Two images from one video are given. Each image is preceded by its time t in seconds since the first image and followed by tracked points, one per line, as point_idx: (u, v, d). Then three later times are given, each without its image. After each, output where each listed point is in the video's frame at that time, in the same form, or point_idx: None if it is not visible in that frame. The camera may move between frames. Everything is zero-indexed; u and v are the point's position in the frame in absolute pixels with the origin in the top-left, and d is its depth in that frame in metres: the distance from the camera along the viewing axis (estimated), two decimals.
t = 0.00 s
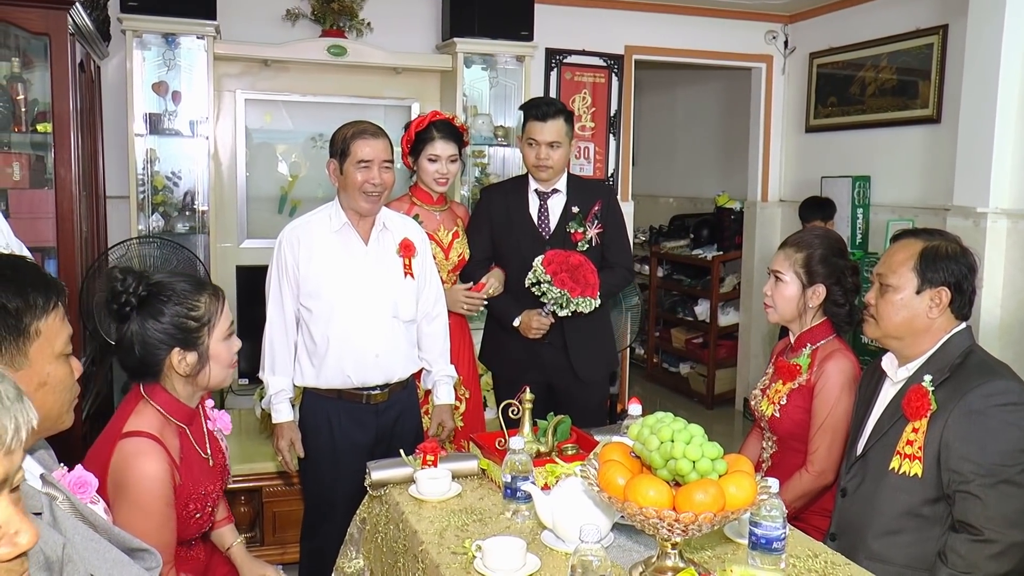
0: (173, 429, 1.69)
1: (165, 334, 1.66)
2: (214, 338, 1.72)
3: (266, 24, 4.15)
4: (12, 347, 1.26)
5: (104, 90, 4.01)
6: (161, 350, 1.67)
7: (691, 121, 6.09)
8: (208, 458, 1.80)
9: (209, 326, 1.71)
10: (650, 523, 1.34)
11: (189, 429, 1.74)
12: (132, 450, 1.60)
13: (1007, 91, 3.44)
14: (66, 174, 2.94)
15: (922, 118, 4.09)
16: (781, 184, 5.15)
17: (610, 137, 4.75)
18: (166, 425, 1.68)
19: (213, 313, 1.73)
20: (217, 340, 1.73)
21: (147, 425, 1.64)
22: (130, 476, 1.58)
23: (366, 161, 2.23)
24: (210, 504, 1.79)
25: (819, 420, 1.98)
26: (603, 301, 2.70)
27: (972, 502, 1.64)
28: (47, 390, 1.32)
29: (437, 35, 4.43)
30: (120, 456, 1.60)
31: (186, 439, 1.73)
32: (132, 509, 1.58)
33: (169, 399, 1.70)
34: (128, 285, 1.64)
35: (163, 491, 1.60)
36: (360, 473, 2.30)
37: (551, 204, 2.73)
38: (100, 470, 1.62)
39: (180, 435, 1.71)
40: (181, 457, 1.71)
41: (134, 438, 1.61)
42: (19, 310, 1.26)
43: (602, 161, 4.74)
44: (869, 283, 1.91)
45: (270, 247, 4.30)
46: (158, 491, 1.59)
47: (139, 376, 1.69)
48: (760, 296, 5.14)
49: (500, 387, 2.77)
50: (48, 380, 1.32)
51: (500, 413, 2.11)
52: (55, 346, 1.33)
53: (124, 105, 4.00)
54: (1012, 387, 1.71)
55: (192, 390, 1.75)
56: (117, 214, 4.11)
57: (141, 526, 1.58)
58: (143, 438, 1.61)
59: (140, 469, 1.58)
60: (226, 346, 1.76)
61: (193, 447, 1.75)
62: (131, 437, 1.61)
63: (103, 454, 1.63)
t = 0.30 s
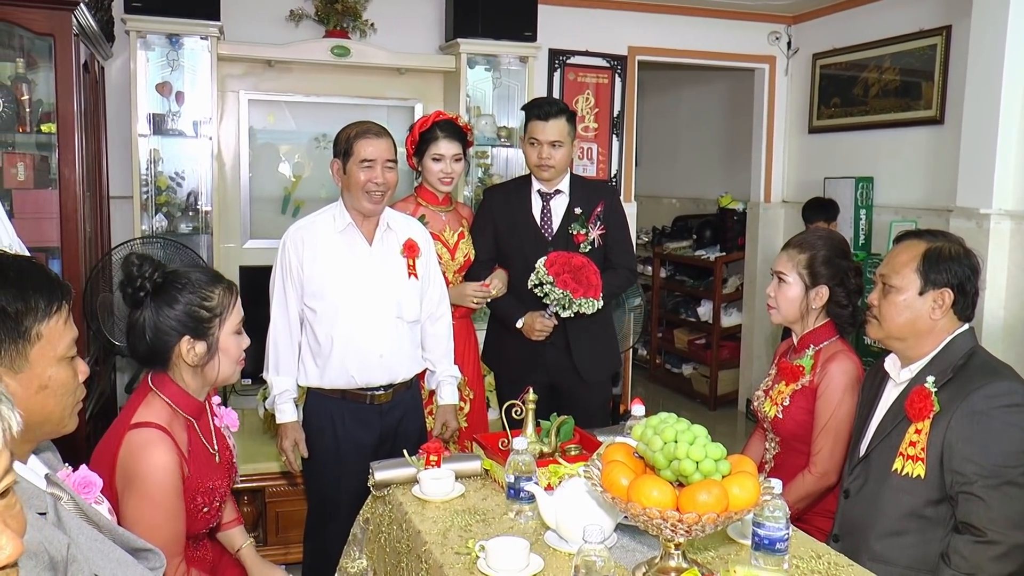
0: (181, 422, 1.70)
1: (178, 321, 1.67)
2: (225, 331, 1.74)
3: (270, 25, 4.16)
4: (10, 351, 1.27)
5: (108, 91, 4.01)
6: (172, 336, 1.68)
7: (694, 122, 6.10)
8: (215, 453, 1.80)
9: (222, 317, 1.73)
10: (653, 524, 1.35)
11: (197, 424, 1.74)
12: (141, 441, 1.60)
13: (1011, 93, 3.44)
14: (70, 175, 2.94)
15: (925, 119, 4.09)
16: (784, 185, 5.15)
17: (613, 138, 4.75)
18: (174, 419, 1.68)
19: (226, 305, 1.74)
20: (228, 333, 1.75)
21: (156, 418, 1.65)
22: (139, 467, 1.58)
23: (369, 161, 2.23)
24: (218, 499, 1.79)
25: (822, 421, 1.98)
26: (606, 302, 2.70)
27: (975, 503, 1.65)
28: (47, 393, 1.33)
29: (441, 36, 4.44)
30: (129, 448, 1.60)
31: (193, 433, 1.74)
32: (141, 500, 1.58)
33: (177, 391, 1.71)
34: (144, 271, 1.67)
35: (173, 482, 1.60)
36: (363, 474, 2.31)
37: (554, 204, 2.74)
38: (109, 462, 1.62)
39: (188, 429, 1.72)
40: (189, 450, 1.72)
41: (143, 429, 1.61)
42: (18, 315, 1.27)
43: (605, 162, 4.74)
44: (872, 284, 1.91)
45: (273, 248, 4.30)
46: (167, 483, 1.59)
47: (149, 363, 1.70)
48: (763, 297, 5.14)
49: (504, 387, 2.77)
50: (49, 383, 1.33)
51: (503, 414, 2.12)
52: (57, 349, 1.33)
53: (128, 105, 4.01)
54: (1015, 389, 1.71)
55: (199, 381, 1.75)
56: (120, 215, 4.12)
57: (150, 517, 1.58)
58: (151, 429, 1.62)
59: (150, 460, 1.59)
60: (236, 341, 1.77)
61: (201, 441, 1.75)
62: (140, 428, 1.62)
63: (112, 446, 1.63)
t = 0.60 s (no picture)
0: (170, 415, 1.71)
1: (150, 309, 1.69)
2: (198, 327, 1.71)
3: (273, 26, 4.17)
4: (28, 353, 1.27)
5: (112, 91, 4.02)
6: (147, 324, 1.70)
7: (698, 123, 6.09)
8: (207, 448, 1.81)
9: (194, 312, 1.70)
10: (658, 525, 1.35)
11: (187, 418, 1.75)
12: (130, 434, 1.61)
13: (1015, 94, 3.43)
14: (74, 175, 2.95)
15: (929, 121, 4.09)
16: (787, 187, 5.15)
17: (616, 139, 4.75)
18: (163, 412, 1.69)
19: (202, 302, 1.71)
20: (200, 330, 1.71)
21: (144, 411, 1.66)
22: (128, 459, 1.59)
23: (370, 160, 2.23)
24: (211, 493, 1.80)
25: (825, 423, 1.98)
26: (611, 303, 2.70)
27: (980, 506, 1.65)
28: (61, 390, 1.34)
29: (444, 37, 4.44)
30: (118, 441, 1.61)
31: (184, 427, 1.74)
32: (133, 491, 1.59)
33: (165, 385, 1.72)
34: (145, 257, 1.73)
35: (162, 473, 1.61)
36: (367, 474, 2.31)
37: (559, 205, 2.74)
38: (100, 456, 1.63)
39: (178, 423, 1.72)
40: (180, 444, 1.72)
41: (132, 421, 1.63)
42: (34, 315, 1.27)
43: (608, 163, 4.74)
44: (876, 286, 1.91)
45: (276, 248, 4.31)
46: (156, 473, 1.60)
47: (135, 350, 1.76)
48: (765, 299, 5.13)
49: (508, 388, 2.77)
50: (61, 382, 1.33)
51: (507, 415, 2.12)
52: (68, 347, 1.34)
53: (131, 105, 4.02)
54: (1020, 391, 1.70)
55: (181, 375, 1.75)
56: (124, 215, 4.13)
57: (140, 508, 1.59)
58: (141, 421, 1.63)
59: (138, 452, 1.59)
60: (210, 339, 1.73)
61: (192, 435, 1.76)
62: (128, 420, 1.63)
63: (101, 441, 1.64)
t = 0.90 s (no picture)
0: (156, 405, 1.71)
1: (121, 308, 1.69)
2: (164, 328, 1.70)
3: (276, 25, 4.17)
4: (32, 351, 1.28)
5: (114, 90, 4.03)
6: (119, 320, 1.71)
7: (700, 123, 6.09)
8: (194, 440, 1.82)
9: (161, 313, 1.69)
10: (661, 525, 1.35)
11: (174, 408, 1.75)
12: (117, 424, 1.62)
13: (1018, 94, 3.43)
14: (76, 173, 2.96)
15: (931, 120, 4.08)
16: (790, 187, 5.14)
17: (619, 139, 4.75)
18: (148, 402, 1.70)
19: (171, 303, 1.70)
20: (166, 331, 1.70)
21: (130, 402, 1.67)
22: (117, 449, 1.60)
23: (369, 157, 2.23)
24: (202, 482, 1.80)
25: (828, 423, 1.98)
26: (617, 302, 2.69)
27: (984, 507, 1.64)
28: (65, 385, 1.34)
29: (447, 36, 4.44)
30: (105, 433, 1.62)
31: (171, 417, 1.75)
32: (123, 480, 1.60)
33: (148, 378, 1.73)
34: (134, 253, 1.74)
35: (152, 460, 1.62)
36: (369, 473, 2.31)
37: (566, 204, 2.73)
38: (89, 449, 1.64)
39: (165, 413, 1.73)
40: (168, 434, 1.73)
41: (118, 412, 1.63)
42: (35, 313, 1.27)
43: (611, 162, 4.74)
44: (878, 287, 1.91)
45: (278, 247, 4.30)
46: (146, 460, 1.61)
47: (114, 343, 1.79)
48: (768, 299, 5.13)
49: (512, 388, 2.77)
50: (65, 377, 1.33)
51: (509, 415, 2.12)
52: (70, 343, 1.34)
53: (134, 104, 4.02)
54: None
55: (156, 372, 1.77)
56: (126, 213, 4.13)
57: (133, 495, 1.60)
58: (127, 411, 1.64)
59: (127, 441, 1.60)
60: (177, 341, 1.72)
61: (179, 425, 1.77)
62: (114, 412, 1.63)
63: (89, 434, 1.65)
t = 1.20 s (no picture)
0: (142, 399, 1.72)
1: (100, 307, 1.71)
2: (139, 326, 1.69)
3: (278, 25, 4.17)
4: (35, 350, 1.28)
5: (116, 90, 4.03)
6: (100, 318, 1.72)
7: (702, 123, 6.09)
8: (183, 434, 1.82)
9: (136, 311, 1.69)
10: (663, 525, 1.34)
11: (160, 402, 1.75)
12: (103, 419, 1.62)
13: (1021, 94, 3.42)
14: (79, 172, 2.96)
15: (934, 120, 4.08)
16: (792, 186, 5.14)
17: (620, 139, 4.76)
18: (135, 396, 1.70)
19: (144, 300, 1.69)
20: (141, 329, 1.70)
21: (116, 397, 1.67)
22: (104, 443, 1.60)
23: (370, 156, 2.23)
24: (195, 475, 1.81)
25: (830, 423, 1.98)
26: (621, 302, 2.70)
27: (986, 508, 1.64)
28: (67, 385, 1.34)
29: (449, 36, 4.44)
30: (92, 428, 1.62)
31: (158, 411, 1.75)
32: (112, 473, 1.60)
33: (133, 373, 1.73)
34: (115, 252, 1.75)
35: (139, 451, 1.62)
36: (372, 473, 2.31)
37: (571, 205, 2.73)
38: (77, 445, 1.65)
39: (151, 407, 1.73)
40: (157, 427, 1.73)
41: (104, 407, 1.64)
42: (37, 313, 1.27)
43: (612, 162, 4.74)
44: (881, 287, 1.91)
45: (279, 247, 4.30)
46: (133, 452, 1.61)
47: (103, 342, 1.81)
48: (769, 299, 5.13)
49: (515, 388, 2.77)
50: (66, 376, 1.33)
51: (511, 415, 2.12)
52: (72, 341, 1.34)
53: (136, 103, 4.02)
54: None
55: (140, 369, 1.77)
56: (128, 213, 4.13)
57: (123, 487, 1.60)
58: (112, 405, 1.64)
59: (113, 434, 1.61)
60: (154, 338, 1.71)
61: (166, 419, 1.77)
62: (99, 407, 1.64)
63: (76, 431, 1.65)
